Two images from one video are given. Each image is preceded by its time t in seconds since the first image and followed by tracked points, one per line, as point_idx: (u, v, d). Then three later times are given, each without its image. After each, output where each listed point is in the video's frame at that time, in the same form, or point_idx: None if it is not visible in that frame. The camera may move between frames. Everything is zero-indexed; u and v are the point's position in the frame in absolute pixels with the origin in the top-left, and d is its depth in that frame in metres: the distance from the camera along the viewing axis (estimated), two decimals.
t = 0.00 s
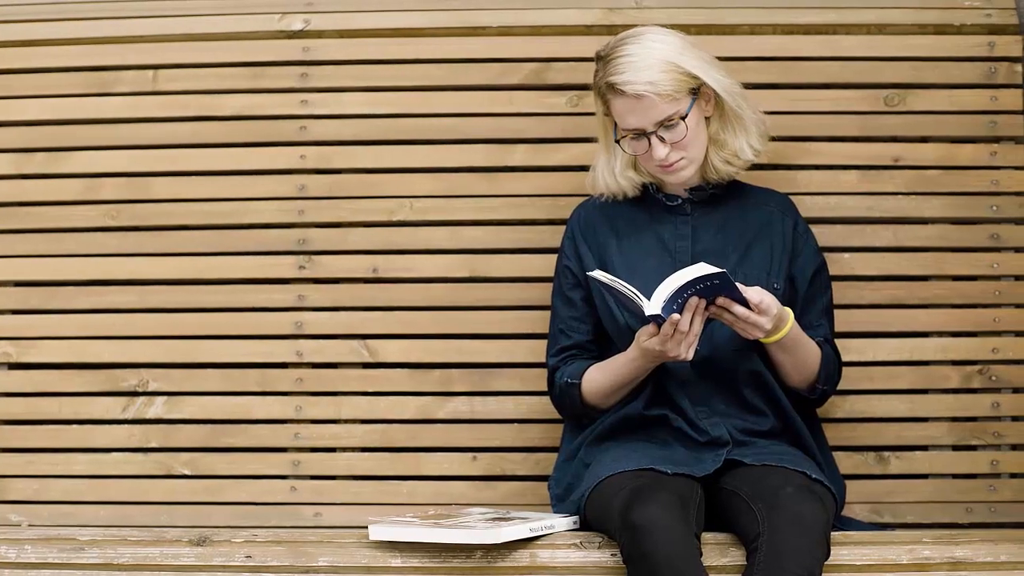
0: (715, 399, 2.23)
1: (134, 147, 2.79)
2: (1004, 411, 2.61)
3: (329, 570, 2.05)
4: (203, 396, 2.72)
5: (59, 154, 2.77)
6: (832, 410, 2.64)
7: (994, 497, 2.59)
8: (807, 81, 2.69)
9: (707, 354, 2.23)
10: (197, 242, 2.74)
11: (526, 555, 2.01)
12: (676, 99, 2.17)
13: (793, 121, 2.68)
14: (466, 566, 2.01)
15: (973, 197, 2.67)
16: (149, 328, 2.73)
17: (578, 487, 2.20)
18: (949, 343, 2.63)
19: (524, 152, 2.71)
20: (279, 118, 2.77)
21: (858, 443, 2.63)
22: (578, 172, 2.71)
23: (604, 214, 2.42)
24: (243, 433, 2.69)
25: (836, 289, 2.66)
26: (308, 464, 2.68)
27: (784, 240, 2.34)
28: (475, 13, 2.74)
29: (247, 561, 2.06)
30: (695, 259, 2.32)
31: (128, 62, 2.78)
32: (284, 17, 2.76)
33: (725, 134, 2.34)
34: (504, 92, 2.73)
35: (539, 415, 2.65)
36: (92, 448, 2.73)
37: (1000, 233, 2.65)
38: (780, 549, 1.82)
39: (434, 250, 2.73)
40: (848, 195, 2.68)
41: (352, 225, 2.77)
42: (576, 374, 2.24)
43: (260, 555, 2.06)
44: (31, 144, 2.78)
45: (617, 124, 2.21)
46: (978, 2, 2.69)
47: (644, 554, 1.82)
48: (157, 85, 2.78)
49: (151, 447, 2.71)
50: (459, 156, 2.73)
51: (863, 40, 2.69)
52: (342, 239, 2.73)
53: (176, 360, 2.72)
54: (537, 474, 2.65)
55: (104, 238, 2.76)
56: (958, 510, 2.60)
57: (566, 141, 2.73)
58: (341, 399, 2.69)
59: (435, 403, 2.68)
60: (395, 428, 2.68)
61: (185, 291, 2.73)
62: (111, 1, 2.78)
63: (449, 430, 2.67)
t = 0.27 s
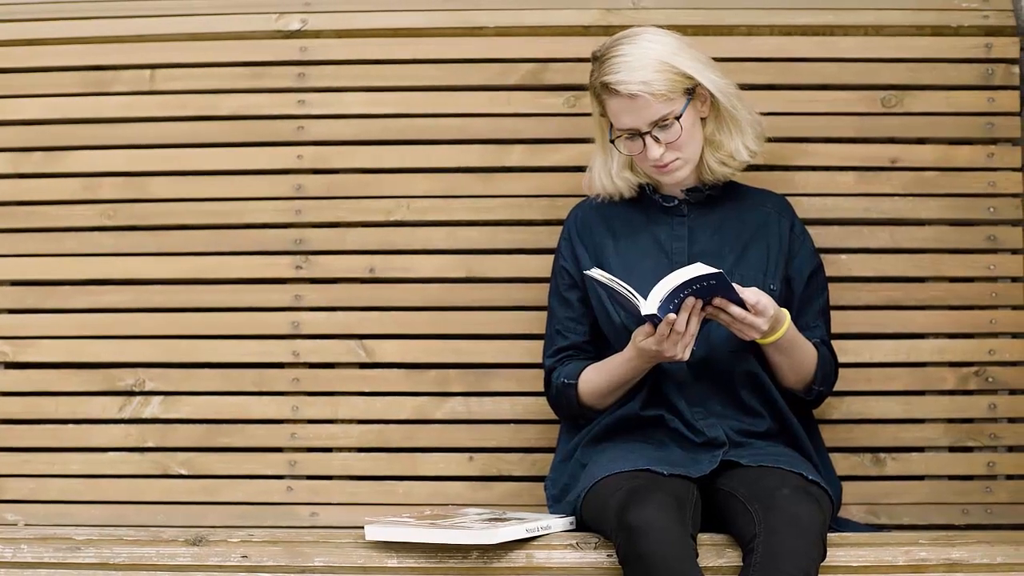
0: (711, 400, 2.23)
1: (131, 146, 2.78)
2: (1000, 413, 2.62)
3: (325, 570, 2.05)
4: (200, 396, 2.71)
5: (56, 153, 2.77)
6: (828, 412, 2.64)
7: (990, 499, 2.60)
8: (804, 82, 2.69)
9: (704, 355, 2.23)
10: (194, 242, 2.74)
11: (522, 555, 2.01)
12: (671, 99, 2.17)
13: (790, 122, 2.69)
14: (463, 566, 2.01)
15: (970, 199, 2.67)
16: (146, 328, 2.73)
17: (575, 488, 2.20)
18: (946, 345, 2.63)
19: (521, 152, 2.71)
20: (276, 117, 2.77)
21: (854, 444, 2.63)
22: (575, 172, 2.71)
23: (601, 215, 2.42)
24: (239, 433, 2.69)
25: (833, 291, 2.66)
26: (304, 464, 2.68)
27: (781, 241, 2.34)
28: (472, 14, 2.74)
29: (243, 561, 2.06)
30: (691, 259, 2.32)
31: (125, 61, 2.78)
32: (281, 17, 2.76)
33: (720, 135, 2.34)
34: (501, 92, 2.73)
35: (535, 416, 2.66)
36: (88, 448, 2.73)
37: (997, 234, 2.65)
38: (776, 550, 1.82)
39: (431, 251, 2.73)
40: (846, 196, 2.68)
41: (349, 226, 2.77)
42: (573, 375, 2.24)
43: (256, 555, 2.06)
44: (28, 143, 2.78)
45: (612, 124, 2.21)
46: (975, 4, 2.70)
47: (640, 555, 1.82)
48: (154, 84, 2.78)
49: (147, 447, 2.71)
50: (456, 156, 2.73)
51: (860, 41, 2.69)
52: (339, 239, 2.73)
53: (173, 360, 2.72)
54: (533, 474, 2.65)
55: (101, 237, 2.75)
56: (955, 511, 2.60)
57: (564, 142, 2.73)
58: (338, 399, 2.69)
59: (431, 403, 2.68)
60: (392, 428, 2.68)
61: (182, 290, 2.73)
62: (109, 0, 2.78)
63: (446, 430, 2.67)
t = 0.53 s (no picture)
0: (711, 402, 2.23)
1: (131, 148, 2.79)
2: (999, 416, 2.62)
3: (324, 572, 2.05)
4: (199, 398, 2.71)
5: (56, 154, 2.77)
6: (827, 414, 2.64)
7: (990, 502, 2.60)
8: (804, 85, 2.69)
9: (703, 357, 2.23)
10: (194, 243, 2.74)
11: (521, 558, 2.01)
12: (670, 101, 2.17)
13: (790, 125, 2.69)
14: (462, 568, 2.01)
15: (970, 202, 2.67)
16: (145, 329, 2.73)
17: (574, 491, 2.20)
18: (945, 348, 2.63)
19: (521, 155, 2.71)
20: (276, 119, 2.77)
21: (854, 447, 2.63)
22: (574, 175, 2.71)
23: (600, 218, 2.42)
24: (239, 435, 2.69)
25: (832, 293, 2.66)
26: (304, 466, 2.68)
27: (780, 244, 2.34)
28: (473, 16, 2.74)
29: (242, 563, 2.06)
30: (691, 262, 2.32)
31: (125, 63, 2.78)
32: (281, 19, 2.76)
33: (720, 138, 2.34)
34: (501, 95, 2.73)
35: (535, 418, 2.66)
36: (87, 449, 2.73)
37: (996, 237, 2.65)
38: (775, 552, 1.82)
39: (431, 253, 2.73)
40: (845, 199, 2.68)
41: (349, 228, 2.77)
42: (572, 378, 2.24)
43: (256, 557, 2.06)
44: (28, 145, 2.78)
45: (612, 126, 2.21)
46: (975, 7, 2.70)
47: (640, 557, 1.82)
48: (154, 86, 2.78)
49: (146, 449, 2.71)
50: (456, 158, 2.73)
51: (860, 44, 2.69)
52: (339, 241, 2.73)
53: (172, 362, 2.72)
54: (533, 477, 2.65)
55: (100, 239, 2.75)
56: (954, 515, 2.60)
57: (564, 145, 2.74)
58: (337, 401, 2.69)
59: (431, 405, 2.68)
60: (391, 430, 2.68)
61: (181, 292, 2.73)
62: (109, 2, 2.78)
63: (445, 432, 2.67)
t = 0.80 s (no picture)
0: (711, 402, 2.23)
1: (131, 148, 2.79)
2: (999, 416, 2.62)
3: (324, 572, 2.04)
4: (199, 398, 2.71)
5: (56, 155, 2.77)
6: (827, 415, 2.64)
7: (990, 502, 2.60)
8: (804, 85, 2.69)
9: (703, 357, 2.23)
10: (194, 244, 2.74)
11: (521, 558, 2.01)
12: (672, 100, 2.17)
13: (790, 126, 2.69)
14: (462, 568, 2.01)
15: (970, 202, 2.67)
16: (145, 330, 2.73)
17: (574, 491, 2.20)
18: (945, 348, 2.63)
19: (521, 155, 2.71)
20: (276, 120, 2.77)
21: (854, 447, 2.63)
22: (574, 175, 2.71)
23: (601, 218, 2.42)
24: (239, 435, 2.70)
25: (832, 294, 2.66)
26: (304, 466, 2.68)
27: (780, 244, 2.34)
28: (473, 17, 2.74)
29: (242, 563, 2.06)
30: (691, 262, 2.32)
31: (126, 63, 2.78)
32: (281, 19, 2.76)
33: (720, 138, 2.34)
34: (501, 95, 2.73)
35: (535, 418, 2.66)
36: (87, 450, 2.73)
37: (996, 238, 2.65)
38: (775, 552, 1.82)
39: (431, 253, 2.73)
40: (845, 199, 2.68)
41: (349, 228, 2.77)
42: (572, 378, 2.24)
43: (256, 557, 2.06)
44: (28, 145, 2.78)
45: (613, 125, 2.21)
46: (975, 7, 2.70)
47: (639, 557, 1.82)
48: (154, 87, 2.78)
49: (146, 449, 2.71)
50: (456, 159, 2.73)
51: (860, 45, 2.69)
52: (339, 242, 2.73)
53: (172, 362, 2.72)
54: (533, 477, 2.65)
55: (101, 239, 2.75)
56: (954, 515, 2.60)
57: (564, 145, 2.74)
58: (338, 401, 2.69)
59: (431, 405, 2.68)
60: (391, 430, 2.68)
61: (181, 292, 2.73)
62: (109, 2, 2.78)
63: (445, 433, 2.67)
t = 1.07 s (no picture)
0: (713, 404, 2.23)
1: (133, 150, 2.79)
2: (1001, 418, 2.62)
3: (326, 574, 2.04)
4: (201, 400, 2.71)
5: (58, 156, 2.77)
6: (829, 417, 2.64)
7: (992, 504, 2.60)
8: (805, 87, 2.69)
9: (705, 360, 2.23)
10: (196, 245, 2.74)
11: (523, 560, 2.01)
12: (675, 101, 2.17)
13: (792, 127, 2.69)
14: (464, 571, 2.00)
15: (972, 204, 2.67)
16: (147, 331, 2.73)
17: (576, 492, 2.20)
18: (947, 350, 2.63)
19: (523, 157, 2.71)
20: (278, 121, 2.77)
21: (855, 449, 2.63)
22: (576, 177, 2.71)
23: (603, 220, 2.42)
24: (241, 437, 2.69)
25: (834, 296, 2.66)
26: (305, 468, 2.68)
27: (782, 246, 2.34)
28: (475, 18, 2.74)
29: (244, 565, 2.06)
30: (693, 264, 2.32)
31: (127, 65, 2.78)
32: (283, 21, 2.76)
33: (723, 140, 2.34)
34: (503, 97, 2.73)
35: (537, 420, 2.66)
36: (89, 451, 2.73)
37: (998, 240, 2.65)
38: (777, 554, 1.82)
39: (433, 255, 2.73)
40: (848, 201, 2.68)
41: (351, 230, 2.77)
42: (575, 379, 2.24)
43: (258, 559, 2.06)
44: (30, 147, 2.78)
45: (616, 126, 2.21)
46: (977, 9, 2.70)
47: (642, 559, 1.82)
48: (156, 88, 2.78)
49: (148, 450, 2.71)
50: (458, 160, 2.73)
51: (862, 46, 2.69)
52: (341, 243, 2.73)
53: (174, 364, 2.72)
54: (535, 479, 2.65)
55: (102, 241, 2.75)
56: (956, 517, 2.60)
57: (565, 147, 2.74)
58: (340, 403, 2.69)
59: (433, 407, 2.68)
60: (393, 432, 2.68)
61: (183, 294, 2.73)
62: (111, 4, 2.79)
63: (447, 434, 2.67)
